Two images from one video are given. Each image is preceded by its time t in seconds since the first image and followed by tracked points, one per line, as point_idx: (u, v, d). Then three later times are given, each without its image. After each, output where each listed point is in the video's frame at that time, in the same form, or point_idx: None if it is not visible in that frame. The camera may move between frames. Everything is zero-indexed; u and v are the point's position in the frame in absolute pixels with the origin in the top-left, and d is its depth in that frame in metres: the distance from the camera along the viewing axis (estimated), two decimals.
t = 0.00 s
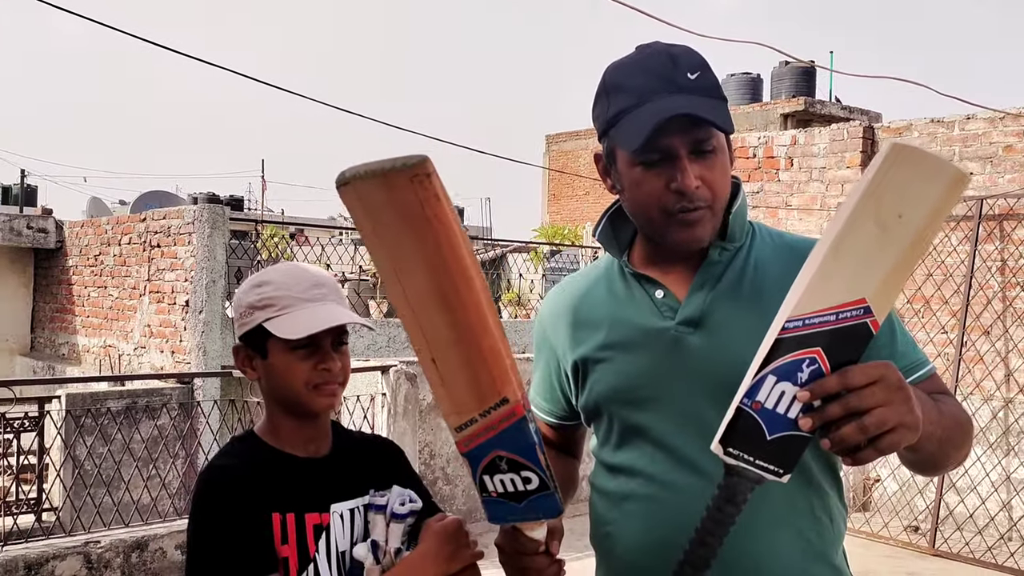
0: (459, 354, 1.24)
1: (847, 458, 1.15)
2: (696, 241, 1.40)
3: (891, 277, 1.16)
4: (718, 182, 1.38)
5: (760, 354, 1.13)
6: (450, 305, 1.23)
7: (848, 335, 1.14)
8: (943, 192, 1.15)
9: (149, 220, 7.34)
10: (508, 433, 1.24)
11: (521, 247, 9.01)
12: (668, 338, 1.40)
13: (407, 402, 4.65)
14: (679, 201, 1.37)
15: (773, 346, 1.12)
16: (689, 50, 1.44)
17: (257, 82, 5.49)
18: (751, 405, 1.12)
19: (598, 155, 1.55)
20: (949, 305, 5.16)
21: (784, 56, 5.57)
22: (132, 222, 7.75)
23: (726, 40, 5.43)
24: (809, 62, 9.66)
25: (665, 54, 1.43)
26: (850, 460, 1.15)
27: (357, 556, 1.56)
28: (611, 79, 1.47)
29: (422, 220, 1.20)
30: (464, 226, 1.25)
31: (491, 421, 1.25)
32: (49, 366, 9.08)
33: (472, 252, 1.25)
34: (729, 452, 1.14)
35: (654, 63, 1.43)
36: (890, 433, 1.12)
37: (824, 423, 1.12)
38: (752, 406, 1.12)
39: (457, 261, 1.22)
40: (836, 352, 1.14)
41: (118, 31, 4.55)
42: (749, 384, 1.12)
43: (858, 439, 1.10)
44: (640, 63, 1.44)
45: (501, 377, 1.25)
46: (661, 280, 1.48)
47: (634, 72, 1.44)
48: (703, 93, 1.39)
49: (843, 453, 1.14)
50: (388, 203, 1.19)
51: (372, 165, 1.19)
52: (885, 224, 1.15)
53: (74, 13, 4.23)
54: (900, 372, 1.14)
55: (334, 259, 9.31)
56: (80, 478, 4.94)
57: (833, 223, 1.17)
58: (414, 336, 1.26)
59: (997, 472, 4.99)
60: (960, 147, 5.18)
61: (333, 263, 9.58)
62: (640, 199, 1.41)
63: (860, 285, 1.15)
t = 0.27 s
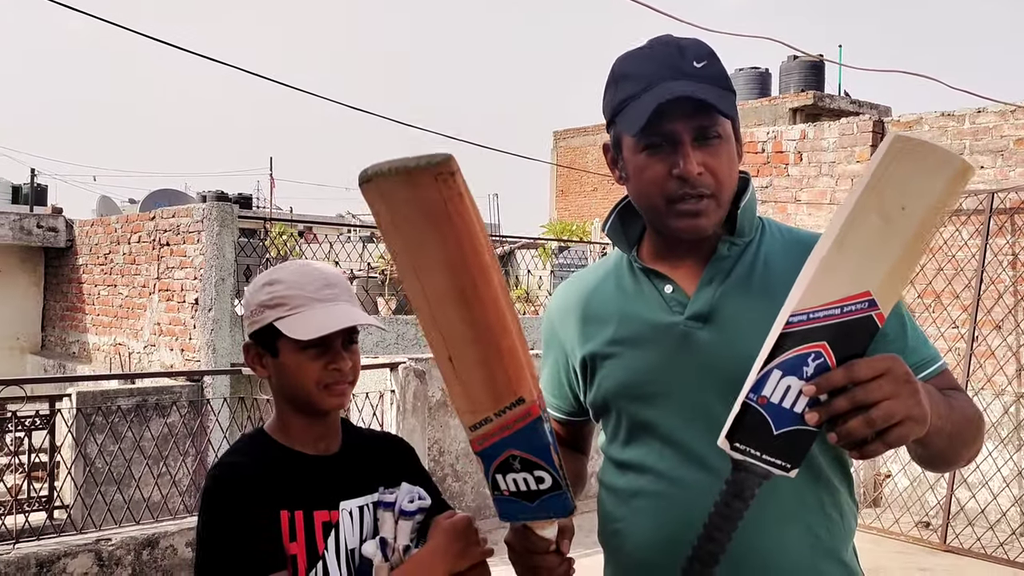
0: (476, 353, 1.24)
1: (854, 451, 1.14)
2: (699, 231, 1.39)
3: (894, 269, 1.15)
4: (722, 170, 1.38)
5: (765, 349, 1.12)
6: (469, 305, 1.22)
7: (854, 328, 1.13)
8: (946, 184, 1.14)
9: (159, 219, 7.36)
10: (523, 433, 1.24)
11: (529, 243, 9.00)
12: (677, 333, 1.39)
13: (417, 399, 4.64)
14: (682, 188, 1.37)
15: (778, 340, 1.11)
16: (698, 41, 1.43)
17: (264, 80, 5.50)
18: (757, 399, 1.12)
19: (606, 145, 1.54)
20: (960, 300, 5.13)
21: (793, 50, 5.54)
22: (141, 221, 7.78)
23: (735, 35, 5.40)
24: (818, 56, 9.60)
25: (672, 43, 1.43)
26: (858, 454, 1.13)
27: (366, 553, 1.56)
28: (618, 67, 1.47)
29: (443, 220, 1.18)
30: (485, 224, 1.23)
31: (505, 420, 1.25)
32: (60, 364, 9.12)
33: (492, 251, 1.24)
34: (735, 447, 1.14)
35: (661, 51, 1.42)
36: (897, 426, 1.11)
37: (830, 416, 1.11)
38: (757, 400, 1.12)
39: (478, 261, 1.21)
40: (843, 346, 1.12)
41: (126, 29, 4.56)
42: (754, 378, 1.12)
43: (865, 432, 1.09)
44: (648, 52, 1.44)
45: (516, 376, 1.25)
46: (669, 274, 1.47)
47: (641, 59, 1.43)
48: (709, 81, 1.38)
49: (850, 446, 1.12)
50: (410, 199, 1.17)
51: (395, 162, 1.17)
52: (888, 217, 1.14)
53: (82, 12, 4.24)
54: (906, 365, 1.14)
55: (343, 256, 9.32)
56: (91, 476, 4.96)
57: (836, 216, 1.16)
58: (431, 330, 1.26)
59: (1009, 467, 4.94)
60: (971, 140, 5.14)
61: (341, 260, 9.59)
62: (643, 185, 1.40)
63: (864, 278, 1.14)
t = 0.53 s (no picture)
0: (497, 399, 1.21)
1: (864, 446, 1.13)
2: (709, 224, 1.37)
3: (900, 262, 1.12)
4: (729, 163, 1.36)
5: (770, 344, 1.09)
6: (490, 356, 1.20)
7: (860, 322, 1.11)
8: (948, 173, 1.11)
9: (165, 220, 7.37)
10: (543, 470, 1.21)
11: (535, 243, 8.99)
12: (684, 331, 1.37)
13: (423, 399, 4.64)
14: (689, 180, 1.35)
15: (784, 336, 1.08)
16: (706, 33, 1.41)
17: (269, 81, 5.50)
18: (765, 395, 1.09)
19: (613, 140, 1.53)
20: (969, 299, 5.09)
21: (799, 48, 5.51)
22: (147, 222, 7.79)
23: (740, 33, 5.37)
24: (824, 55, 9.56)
25: (681, 35, 1.41)
26: (868, 449, 1.12)
27: (371, 557, 1.55)
28: (626, 61, 1.45)
29: (466, 279, 1.17)
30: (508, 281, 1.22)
31: (525, 458, 1.22)
32: (67, 366, 9.14)
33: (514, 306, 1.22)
34: (746, 444, 1.10)
35: (669, 43, 1.40)
36: (908, 419, 1.10)
37: (840, 411, 1.09)
38: (766, 396, 1.09)
39: (500, 314, 1.19)
40: (850, 340, 1.11)
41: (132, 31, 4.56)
42: (761, 374, 1.09)
43: (875, 426, 1.09)
44: (655, 43, 1.42)
45: (538, 419, 1.21)
46: (678, 273, 1.45)
47: (649, 51, 1.42)
48: (718, 73, 1.36)
49: (860, 441, 1.12)
50: (434, 267, 1.17)
51: (420, 232, 1.18)
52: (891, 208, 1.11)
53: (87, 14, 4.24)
54: (916, 358, 1.13)
55: (348, 257, 9.32)
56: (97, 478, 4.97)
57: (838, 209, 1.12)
58: (451, 385, 1.24)
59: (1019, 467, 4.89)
60: (978, 139, 5.11)
61: (347, 261, 9.60)
62: (650, 179, 1.39)
63: (869, 271, 1.11)
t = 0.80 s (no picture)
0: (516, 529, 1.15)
1: (869, 427, 1.10)
2: (715, 227, 1.35)
3: (898, 238, 1.09)
4: (737, 163, 1.34)
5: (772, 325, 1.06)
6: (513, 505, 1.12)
7: (861, 301, 1.08)
8: (945, 146, 1.06)
9: (167, 222, 7.35)
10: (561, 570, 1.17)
11: (538, 245, 8.96)
12: (690, 333, 1.35)
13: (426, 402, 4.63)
14: (696, 181, 1.33)
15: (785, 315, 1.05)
16: (712, 30, 1.39)
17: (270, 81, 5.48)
18: (768, 376, 1.06)
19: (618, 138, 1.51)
20: (974, 299, 5.06)
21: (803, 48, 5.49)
22: (149, 224, 7.78)
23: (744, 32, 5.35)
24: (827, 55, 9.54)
25: (687, 31, 1.38)
26: (873, 430, 1.10)
27: (371, 561, 1.55)
28: (631, 57, 1.43)
29: (488, 462, 1.06)
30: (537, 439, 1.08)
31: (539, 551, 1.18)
32: (70, 368, 9.13)
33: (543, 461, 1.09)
34: (749, 428, 1.07)
35: (675, 39, 1.38)
36: (913, 397, 1.08)
37: (843, 391, 1.07)
38: (768, 377, 1.06)
39: (524, 482, 1.08)
40: (852, 319, 1.08)
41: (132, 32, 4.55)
42: (763, 355, 1.06)
43: (879, 404, 1.07)
44: (661, 40, 1.40)
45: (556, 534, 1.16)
46: (684, 273, 1.43)
47: (654, 48, 1.40)
48: (725, 71, 1.34)
49: (865, 421, 1.10)
50: (452, 453, 1.07)
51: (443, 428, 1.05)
52: (887, 185, 1.07)
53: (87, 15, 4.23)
54: (920, 336, 1.11)
55: (351, 258, 9.31)
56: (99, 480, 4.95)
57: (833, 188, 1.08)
58: (472, 506, 1.17)
59: None
60: (983, 138, 5.08)
61: (350, 263, 9.58)
62: (656, 178, 1.37)
63: (866, 249, 1.08)
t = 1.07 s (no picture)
0: None
1: (874, 395, 1.08)
2: (723, 231, 1.32)
3: (900, 204, 1.07)
4: (746, 166, 1.32)
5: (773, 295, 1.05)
6: None
7: (864, 266, 1.06)
8: (942, 109, 1.04)
9: (171, 224, 7.35)
10: None
11: (542, 245, 8.94)
12: (697, 335, 1.32)
13: (430, 404, 4.57)
14: (705, 188, 1.31)
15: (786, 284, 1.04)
16: (721, 31, 1.36)
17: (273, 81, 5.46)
18: (771, 345, 1.04)
19: (625, 139, 1.47)
20: (982, 299, 5.02)
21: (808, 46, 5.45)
22: (154, 226, 7.78)
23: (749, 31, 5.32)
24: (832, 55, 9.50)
25: (696, 32, 1.36)
26: (878, 397, 1.07)
27: (373, 568, 1.52)
28: (639, 59, 1.40)
29: None
30: None
31: None
32: (75, 371, 9.14)
33: None
34: (754, 398, 1.05)
35: (684, 41, 1.35)
36: (916, 362, 1.06)
37: (848, 358, 1.04)
38: (771, 347, 1.04)
39: None
40: (854, 286, 1.06)
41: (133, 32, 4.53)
42: (766, 324, 1.04)
43: (884, 369, 1.04)
44: (670, 42, 1.37)
45: None
46: (691, 275, 1.40)
47: (663, 51, 1.37)
48: (734, 74, 1.32)
49: (869, 389, 1.07)
50: None
51: None
52: (885, 148, 1.03)
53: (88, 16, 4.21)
54: (923, 304, 1.09)
55: (355, 260, 9.30)
56: (103, 483, 4.94)
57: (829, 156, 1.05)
58: None
59: None
60: (991, 137, 5.04)
61: (354, 264, 9.57)
62: (663, 183, 1.35)
63: (865, 214, 1.05)
